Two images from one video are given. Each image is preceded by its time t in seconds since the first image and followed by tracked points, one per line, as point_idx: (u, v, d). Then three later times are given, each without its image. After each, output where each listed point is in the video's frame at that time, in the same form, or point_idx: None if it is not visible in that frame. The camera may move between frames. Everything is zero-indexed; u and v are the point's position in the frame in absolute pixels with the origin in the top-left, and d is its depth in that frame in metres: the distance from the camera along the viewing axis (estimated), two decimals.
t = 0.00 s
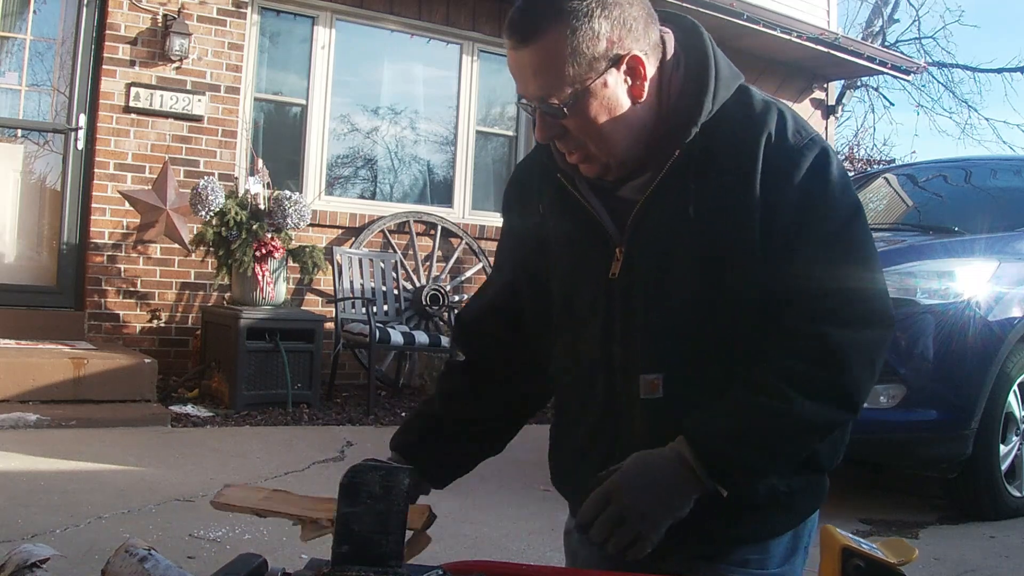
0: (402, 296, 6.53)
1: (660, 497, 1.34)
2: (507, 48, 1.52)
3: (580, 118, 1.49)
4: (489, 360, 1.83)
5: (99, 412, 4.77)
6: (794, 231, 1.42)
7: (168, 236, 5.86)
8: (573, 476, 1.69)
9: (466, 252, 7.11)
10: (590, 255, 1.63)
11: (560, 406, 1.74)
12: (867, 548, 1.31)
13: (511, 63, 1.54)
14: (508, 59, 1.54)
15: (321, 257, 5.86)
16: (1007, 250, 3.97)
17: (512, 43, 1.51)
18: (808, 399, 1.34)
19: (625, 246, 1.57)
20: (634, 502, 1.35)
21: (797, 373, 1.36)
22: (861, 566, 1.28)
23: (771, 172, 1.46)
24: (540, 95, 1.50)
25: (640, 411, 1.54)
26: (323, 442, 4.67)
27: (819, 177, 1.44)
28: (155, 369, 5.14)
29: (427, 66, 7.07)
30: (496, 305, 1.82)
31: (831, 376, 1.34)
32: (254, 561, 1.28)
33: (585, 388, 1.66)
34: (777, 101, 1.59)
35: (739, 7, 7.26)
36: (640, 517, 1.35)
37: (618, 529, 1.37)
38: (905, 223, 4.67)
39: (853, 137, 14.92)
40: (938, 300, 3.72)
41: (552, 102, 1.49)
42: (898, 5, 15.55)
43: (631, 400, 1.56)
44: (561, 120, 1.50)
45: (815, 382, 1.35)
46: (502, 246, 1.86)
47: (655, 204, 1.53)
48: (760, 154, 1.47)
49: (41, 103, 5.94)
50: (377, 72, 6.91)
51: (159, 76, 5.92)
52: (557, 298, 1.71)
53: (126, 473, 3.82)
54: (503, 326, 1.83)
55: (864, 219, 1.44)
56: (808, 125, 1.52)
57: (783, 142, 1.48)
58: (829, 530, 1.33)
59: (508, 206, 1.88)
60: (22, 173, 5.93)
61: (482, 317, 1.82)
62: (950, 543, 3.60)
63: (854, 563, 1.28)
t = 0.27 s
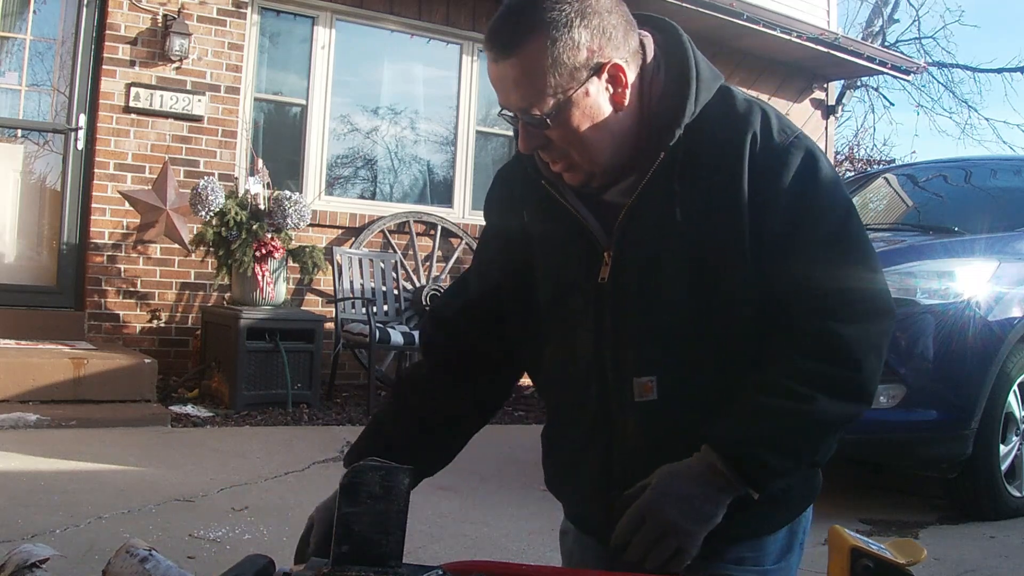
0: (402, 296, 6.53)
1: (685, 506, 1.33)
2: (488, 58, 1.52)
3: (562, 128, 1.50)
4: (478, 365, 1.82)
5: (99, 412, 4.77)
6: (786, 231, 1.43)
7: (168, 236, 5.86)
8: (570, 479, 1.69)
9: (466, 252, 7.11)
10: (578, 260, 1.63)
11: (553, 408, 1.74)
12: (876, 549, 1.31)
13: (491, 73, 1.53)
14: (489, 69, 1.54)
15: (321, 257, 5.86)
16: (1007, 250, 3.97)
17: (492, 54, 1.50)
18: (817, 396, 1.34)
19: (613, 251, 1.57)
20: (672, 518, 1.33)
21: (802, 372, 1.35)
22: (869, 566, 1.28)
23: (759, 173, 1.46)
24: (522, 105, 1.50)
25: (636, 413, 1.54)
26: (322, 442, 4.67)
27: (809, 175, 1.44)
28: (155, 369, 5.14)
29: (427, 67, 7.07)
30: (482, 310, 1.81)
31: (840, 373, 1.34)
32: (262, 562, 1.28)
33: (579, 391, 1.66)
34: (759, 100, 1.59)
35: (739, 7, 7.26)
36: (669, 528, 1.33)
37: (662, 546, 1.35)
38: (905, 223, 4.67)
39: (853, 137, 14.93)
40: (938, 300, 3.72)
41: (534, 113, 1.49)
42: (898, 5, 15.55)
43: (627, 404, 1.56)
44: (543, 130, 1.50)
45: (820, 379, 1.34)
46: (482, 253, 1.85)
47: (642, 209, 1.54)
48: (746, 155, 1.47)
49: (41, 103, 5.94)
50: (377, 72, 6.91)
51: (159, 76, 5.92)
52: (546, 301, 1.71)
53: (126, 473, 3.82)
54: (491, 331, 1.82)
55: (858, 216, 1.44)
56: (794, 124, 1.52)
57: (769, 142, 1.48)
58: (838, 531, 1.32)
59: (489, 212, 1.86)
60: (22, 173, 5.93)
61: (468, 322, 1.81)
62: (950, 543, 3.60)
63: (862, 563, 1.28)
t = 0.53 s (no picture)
0: (402, 296, 6.52)
1: (689, 513, 1.33)
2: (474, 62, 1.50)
3: (550, 133, 1.49)
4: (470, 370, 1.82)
5: (99, 412, 4.77)
6: (776, 231, 1.42)
7: (168, 236, 5.86)
8: (563, 481, 1.69)
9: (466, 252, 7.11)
10: (567, 262, 1.63)
11: (545, 409, 1.74)
12: (885, 549, 1.32)
13: (477, 76, 1.52)
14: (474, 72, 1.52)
15: (321, 257, 5.86)
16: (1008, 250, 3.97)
17: (479, 59, 1.49)
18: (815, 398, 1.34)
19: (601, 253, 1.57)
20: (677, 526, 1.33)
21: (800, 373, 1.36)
22: (879, 566, 1.29)
23: (748, 175, 1.46)
24: (510, 110, 1.49)
25: (628, 416, 1.54)
26: (322, 442, 4.67)
27: (799, 175, 1.43)
28: (155, 369, 5.14)
29: (427, 67, 7.07)
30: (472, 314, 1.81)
31: (836, 373, 1.35)
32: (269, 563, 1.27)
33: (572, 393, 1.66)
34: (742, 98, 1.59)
35: (739, 7, 7.26)
36: (671, 534, 1.34)
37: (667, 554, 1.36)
38: (905, 223, 4.67)
39: (853, 137, 14.94)
40: (938, 300, 3.72)
41: (522, 118, 1.49)
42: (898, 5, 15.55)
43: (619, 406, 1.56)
44: (531, 135, 1.50)
45: (817, 379, 1.35)
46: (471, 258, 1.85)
47: (631, 210, 1.54)
48: (734, 154, 1.47)
49: (41, 103, 5.94)
50: (377, 72, 6.91)
51: (159, 76, 5.92)
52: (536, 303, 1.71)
53: (126, 473, 3.82)
54: (481, 334, 1.82)
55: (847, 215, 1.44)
56: (780, 123, 1.52)
57: (757, 141, 1.48)
58: (847, 531, 1.34)
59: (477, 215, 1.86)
60: (22, 173, 5.93)
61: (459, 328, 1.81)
62: (950, 543, 3.59)
63: (872, 564, 1.29)
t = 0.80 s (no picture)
0: (402, 296, 6.52)
1: (689, 513, 1.33)
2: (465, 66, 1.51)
3: (542, 135, 1.49)
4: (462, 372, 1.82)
5: (99, 412, 4.77)
6: (770, 231, 1.43)
7: (168, 236, 5.87)
8: (560, 482, 1.69)
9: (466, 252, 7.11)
10: (561, 264, 1.63)
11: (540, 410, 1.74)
12: (893, 549, 1.32)
13: (470, 79, 1.52)
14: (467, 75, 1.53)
15: (321, 257, 5.86)
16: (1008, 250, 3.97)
17: (470, 62, 1.50)
18: (812, 396, 1.35)
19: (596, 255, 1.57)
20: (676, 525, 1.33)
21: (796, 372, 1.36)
22: (887, 567, 1.29)
23: (741, 175, 1.46)
24: (502, 113, 1.50)
25: (623, 417, 1.55)
26: (322, 442, 4.67)
27: (790, 175, 1.44)
28: (155, 369, 5.14)
29: (426, 67, 7.07)
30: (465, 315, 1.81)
31: (833, 372, 1.36)
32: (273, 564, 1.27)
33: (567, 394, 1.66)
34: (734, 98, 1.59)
35: (739, 7, 7.26)
36: (671, 535, 1.33)
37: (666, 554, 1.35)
38: (905, 223, 4.67)
39: (853, 137, 14.95)
40: (938, 300, 3.72)
41: (514, 120, 1.49)
42: (898, 6, 15.56)
43: (613, 407, 1.56)
44: (524, 137, 1.50)
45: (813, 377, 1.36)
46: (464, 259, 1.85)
47: (624, 210, 1.54)
48: (727, 155, 1.48)
49: (41, 103, 5.94)
50: (376, 72, 6.91)
51: (159, 76, 5.92)
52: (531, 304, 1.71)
53: (126, 473, 3.82)
54: (475, 336, 1.82)
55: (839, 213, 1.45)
56: (772, 122, 1.53)
57: (750, 142, 1.48)
58: (856, 533, 1.34)
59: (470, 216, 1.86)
60: (22, 173, 5.93)
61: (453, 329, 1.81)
62: (950, 543, 3.59)
63: (880, 564, 1.29)
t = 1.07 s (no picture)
0: (402, 296, 6.52)
1: (693, 514, 1.32)
2: (467, 69, 1.48)
3: (553, 133, 1.48)
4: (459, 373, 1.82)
5: (99, 412, 4.78)
6: (768, 233, 1.43)
7: (168, 236, 5.87)
8: (558, 482, 1.69)
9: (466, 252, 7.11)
10: (558, 265, 1.63)
11: (539, 410, 1.74)
12: (900, 550, 1.32)
13: (471, 82, 1.49)
14: (467, 79, 1.50)
15: (321, 257, 5.86)
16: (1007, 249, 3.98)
17: (474, 65, 1.46)
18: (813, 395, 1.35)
19: (594, 257, 1.57)
20: (681, 526, 1.32)
21: (795, 372, 1.36)
22: (894, 567, 1.29)
23: (740, 176, 1.47)
24: (509, 115, 1.47)
25: (622, 418, 1.55)
26: (322, 442, 4.67)
27: (787, 177, 1.44)
28: (155, 369, 5.14)
29: (426, 67, 7.08)
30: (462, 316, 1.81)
31: (834, 371, 1.35)
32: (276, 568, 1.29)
33: (565, 395, 1.66)
34: (730, 100, 1.59)
35: (739, 7, 7.26)
36: (674, 535, 1.33)
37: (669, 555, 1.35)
38: (905, 223, 4.67)
39: (853, 137, 14.95)
40: (938, 300, 3.72)
41: (523, 121, 1.46)
42: (898, 6, 15.56)
43: (612, 408, 1.56)
44: (532, 137, 1.48)
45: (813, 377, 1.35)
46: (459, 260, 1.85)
47: (621, 212, 1.54)
48: (725, 157, 1.48)
49: (41, 103, 5.94)
50: (376, 72, 6.91)
51: (159, 76, 5.92)
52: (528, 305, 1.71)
53: (126, 473, 3.82)
54: (472, 337, 1.82)
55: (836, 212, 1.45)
56: (768, 123, 1.53)
57: (747, 143, 1.49)
58: (863, 533, 1.34)
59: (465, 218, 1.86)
60: (22, 173, 5.93)
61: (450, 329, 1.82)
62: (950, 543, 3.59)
63: (888, 564, 1.29)
